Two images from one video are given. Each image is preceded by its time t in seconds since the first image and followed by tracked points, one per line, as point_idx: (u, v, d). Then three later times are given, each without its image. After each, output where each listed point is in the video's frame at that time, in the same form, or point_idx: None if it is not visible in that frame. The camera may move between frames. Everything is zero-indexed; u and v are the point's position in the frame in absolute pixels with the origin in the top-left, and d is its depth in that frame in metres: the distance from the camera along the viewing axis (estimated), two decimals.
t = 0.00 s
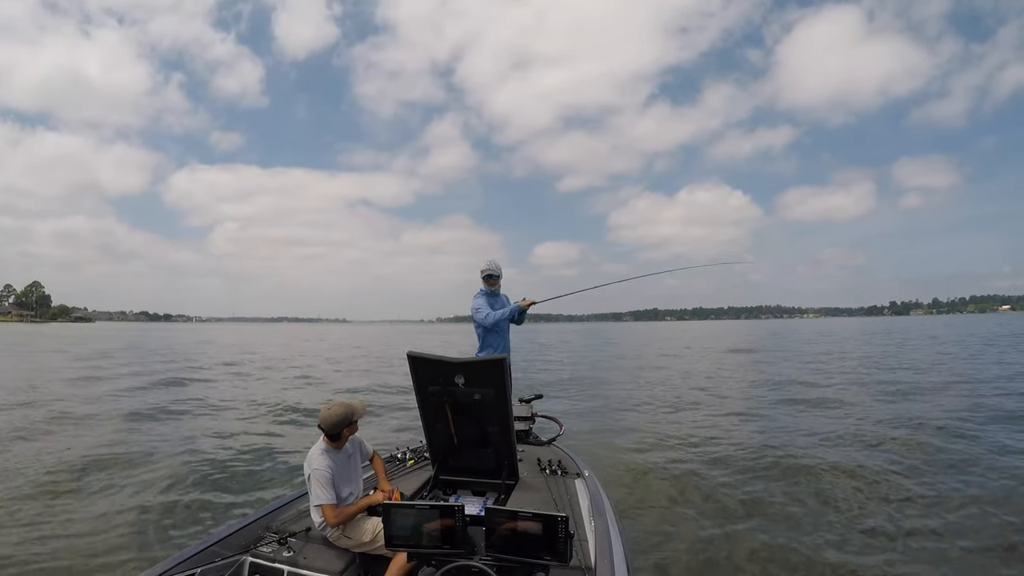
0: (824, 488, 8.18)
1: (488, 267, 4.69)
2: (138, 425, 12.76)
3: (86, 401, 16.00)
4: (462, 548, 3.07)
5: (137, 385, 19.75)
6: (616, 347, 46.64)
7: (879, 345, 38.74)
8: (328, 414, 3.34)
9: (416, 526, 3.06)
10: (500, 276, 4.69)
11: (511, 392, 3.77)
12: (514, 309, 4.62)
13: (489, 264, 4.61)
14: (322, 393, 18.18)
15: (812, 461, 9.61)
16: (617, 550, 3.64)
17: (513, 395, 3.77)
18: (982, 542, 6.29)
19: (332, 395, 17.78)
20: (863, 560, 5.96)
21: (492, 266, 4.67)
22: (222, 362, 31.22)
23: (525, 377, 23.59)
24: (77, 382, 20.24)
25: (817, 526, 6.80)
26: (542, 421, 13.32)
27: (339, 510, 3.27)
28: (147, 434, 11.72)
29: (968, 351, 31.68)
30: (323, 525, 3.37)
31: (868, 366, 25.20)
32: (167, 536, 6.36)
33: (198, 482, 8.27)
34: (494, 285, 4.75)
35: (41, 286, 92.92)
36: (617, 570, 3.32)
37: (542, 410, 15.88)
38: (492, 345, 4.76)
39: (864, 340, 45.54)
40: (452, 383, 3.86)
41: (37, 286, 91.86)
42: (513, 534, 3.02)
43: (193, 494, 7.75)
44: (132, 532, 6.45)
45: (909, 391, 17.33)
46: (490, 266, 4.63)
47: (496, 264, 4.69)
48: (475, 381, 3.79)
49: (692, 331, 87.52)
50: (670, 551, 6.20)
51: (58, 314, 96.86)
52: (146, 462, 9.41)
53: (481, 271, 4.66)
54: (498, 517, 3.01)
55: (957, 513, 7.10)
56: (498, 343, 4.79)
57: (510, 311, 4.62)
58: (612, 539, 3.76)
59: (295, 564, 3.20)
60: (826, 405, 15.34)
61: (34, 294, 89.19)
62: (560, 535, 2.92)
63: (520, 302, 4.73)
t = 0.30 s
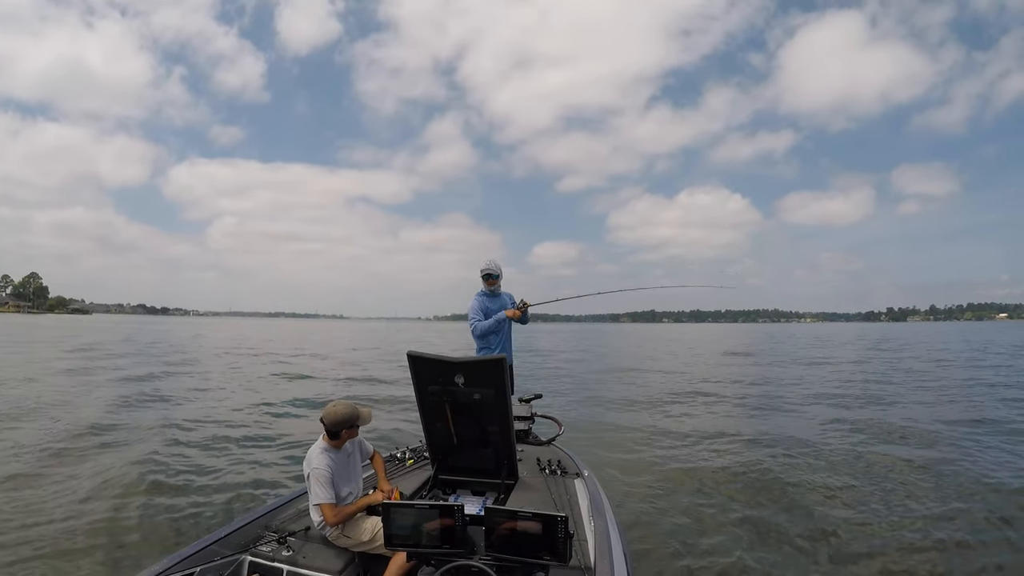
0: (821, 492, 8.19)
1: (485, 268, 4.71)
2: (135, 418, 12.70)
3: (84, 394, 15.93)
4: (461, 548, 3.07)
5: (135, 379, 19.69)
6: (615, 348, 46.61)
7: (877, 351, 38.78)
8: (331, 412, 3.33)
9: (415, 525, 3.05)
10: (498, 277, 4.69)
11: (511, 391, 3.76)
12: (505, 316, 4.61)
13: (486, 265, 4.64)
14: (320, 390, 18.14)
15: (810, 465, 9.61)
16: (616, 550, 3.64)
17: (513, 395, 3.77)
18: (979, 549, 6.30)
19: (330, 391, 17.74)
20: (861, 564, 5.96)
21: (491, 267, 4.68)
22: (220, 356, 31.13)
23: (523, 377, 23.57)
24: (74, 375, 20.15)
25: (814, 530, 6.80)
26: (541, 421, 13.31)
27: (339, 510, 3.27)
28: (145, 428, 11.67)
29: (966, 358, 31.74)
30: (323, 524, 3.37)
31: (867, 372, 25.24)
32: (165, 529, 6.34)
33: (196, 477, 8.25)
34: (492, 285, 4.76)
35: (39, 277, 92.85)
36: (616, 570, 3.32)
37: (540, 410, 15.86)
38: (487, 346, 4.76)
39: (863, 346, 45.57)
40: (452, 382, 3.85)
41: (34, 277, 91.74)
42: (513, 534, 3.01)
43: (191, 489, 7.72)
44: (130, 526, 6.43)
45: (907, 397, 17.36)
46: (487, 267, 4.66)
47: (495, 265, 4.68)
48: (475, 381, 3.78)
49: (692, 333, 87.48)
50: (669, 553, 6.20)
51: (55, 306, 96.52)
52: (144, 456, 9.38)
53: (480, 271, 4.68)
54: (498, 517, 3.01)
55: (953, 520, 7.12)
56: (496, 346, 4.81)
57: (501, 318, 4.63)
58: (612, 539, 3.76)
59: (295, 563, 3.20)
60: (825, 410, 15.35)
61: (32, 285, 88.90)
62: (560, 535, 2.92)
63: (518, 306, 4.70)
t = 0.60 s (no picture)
0: (821, 492, 8.19)
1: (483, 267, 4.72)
2: (132, 417, 12.64)
3: (81, 392, 15.85)
4: (461, 546, 3.07)
5: (132, 377, 19.61)
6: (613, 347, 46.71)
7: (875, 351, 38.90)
8: (333, 410, 3.34)
9: (415, 524, 3.05)
10: (496, 276, 4.69)
11: (511, 390, 3.76)
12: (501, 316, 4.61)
13: (483, 264, 4.64)
14: (319, 388, 18.14)
15: (808, 465, 9.64)
16: (616, 548, 3.64)
17: (513, 393, 3.76)
18: (977, 548, 6.32)
19: (328, 390, 17.75)
20: (858, 563, 5.97)
21: (488, 266, 4.68)
22: (218, 355, 31.09)
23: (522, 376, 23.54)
24: (71, 373, 20.05)
25: (813, 530, 6.81)
26: (540, 420, 13.31)
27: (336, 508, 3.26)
28: (142, 427, 11.61)
29: (963, 358, 31.89)
30: (321, 522, 3.36)
31: (864, 371, 25.33)
32: (163, 528, 6.32)
33: (194, 475, 8.22)
34: (489, 285, 4.76)
35: (36, 275, 92.45)
36: (617, 568, 3.32)
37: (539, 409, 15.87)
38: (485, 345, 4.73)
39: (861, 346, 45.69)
40: (452, 380, 3.84)
41: (31, 275, 91.38)
42: (513, 532, 3.01)
43: (190, 488, 7.69)
44: (128, 525, 6.40)
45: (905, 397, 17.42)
46: (483, 266, 4.66)
47: (492, 264, 4.68)
48: (475, 379, 3.78)
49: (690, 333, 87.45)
50: (667, 552, 6.21)
51: (52, 304, 96.20)
52: (142, 454, 9.36)
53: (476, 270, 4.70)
54: (498, 515, 3.01)
55: (950, 519, 7.14)
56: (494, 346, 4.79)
57: (498, 318, 4.63)
58: (611, 537, 3.76)
59: (295, 561, 3.19)
60: (823, 409, 15.39)
61: (29, 283, 88.60)
62: (560, 533, 2.92)
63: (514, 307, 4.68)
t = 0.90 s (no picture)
0: (820, 492, 8.20)
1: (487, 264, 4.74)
2: (131, 416, 12.62)
3: (79, 392, 15.83)
4: (461, 544, 3.07)
5: (131, 377, 19.59)
6: (612, 348, 46.78)
7: (874, 351, 38.99)
8: (339, 409, 3.35)
9: (415, 522, 3.05)
10: (502, 273, 4.74)
11: (511, 387, 3.75)
12: (510, 314, 4.69)
13: (491, 261, 4.66)
14: (319, 388, 18.14)
15: (808, 464, 9.65)
16: (616, 546, 3.63)
17: (513, 390, 3.76)
18: (976, 549, 6.33)
19: (329, 390, 17.76)
20: (857, 563, 5.99)
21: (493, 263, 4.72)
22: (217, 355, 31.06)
23: (521, 376, 23.55)
24: (69, 372, 20.03)
25: (812, 529, 6.82)
26: (540, 419, 13.33)
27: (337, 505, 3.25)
28: (141, 426, 11.60)
29: (961, 359, 31.97)
30: (321, 520, 3.36)
31: (863, 372, 25.39)
32: (163, 527, 6.31)
33: (194, 475, 8.22)
34: (492, 282, 4.79)
35: (33, 275, 92.24)
36: (617, 565, 3.32)
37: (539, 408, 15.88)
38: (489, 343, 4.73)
39: (859, 346, 45.80)
40: (451, 378, 3.84)
41: (29, 275, 91.24)
42: (513, 530, 3.01)
43: (188, 487, 7.69)
44: (128, 524, 6.40)
45: (904, 397, 17.47)
46: (491, 263, 4.68)
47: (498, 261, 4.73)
48: (475, 376, 3.77)
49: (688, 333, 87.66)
50: (667, 551, 6.22)
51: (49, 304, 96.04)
52: (142, 454, 9.36)
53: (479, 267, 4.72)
54: (498, 513, 3.01)
55: (949, 519, 7.15)
56: (493, 343, 4.82)
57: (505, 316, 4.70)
58: (611, 534, 3.76)
59: (295, 559, 3.19)
60: (822, 409, 15.43)
61: (27, 283, 88.40)
62: (560, 530, 2.92)
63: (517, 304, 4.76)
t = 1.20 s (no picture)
0: (818, 495, 8.21)
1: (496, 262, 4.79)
2: (129, 414, 12.57)
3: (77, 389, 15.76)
4: (461, 543, 3.06)
5: (130, 375, 19.53)
6: (611, 350, 46.85)
7: (871, 356, 39.10)
8: (345, 408, 3.35)
9: (415, 521, 3.04)
10: (512, 271, 4.84)
11: (511, 387, 3.75)
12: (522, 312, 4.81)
13: (503, 260, 4.73)
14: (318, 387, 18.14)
15: (806, 467, 9.67)
16: (616, 545, 3.63)
17: (513, 390, 3.76)
18: (972, 553, 6.35)
19: (328, 389, 17.76)
20: (856, 566, 6.01)
21: (502, 261, 4.80)
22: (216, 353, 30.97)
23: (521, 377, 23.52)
24: (67, 370, 19.97)
25: (810, 532, 6.84)
26: (539, 420, 13.34)
27: (339, 504, 3.25)
28: (140, 424, 11.56)
29: (959, 364, 32.07)
30: (322, 518, 3.35)
31: (861, 376, 25.45)
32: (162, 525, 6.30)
33: (192, 473, 8.19)
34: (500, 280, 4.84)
35: (31, 272, 91.97)
36: (617, 565, 3.31)
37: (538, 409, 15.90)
38: (498, 340, 4.76)
39: (857, 350, 45.87)
40: (452, 377, 3.84)
41: (27, 271, 90.95)
42: (513, 530, 3.01)
43: (188, 485, 7.67)
44: (127, 521, 6.40)
45: (903, 401, 17.47)
46: (503, 261, 4.74)
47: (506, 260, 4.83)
48: (475, 376, 3.77)
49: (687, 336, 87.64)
50: (667, 553, 6.22)
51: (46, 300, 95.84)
52: (141, 451, 9.35)
53: (487, 265, 4.73)
54: (498, 512, 3.01)
55: (946, 523, 7.17)
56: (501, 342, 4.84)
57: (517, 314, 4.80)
58: (611, 534, 3.76)
59: (295, 559, 3.18)
60: (820, 413, 15.46)
61: (25, 280, 88.18)
62: (560, 530, 2.92)
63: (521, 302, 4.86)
